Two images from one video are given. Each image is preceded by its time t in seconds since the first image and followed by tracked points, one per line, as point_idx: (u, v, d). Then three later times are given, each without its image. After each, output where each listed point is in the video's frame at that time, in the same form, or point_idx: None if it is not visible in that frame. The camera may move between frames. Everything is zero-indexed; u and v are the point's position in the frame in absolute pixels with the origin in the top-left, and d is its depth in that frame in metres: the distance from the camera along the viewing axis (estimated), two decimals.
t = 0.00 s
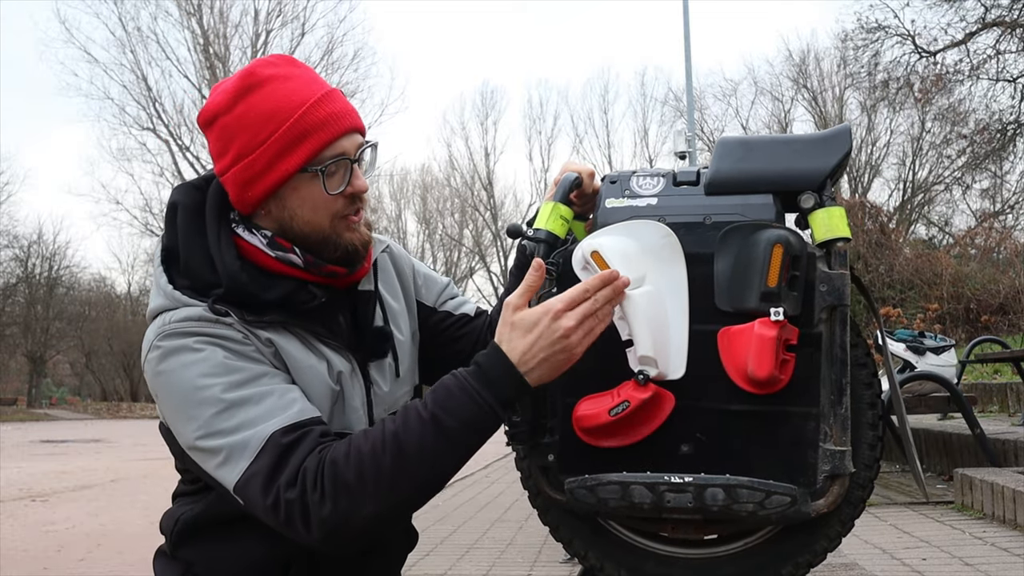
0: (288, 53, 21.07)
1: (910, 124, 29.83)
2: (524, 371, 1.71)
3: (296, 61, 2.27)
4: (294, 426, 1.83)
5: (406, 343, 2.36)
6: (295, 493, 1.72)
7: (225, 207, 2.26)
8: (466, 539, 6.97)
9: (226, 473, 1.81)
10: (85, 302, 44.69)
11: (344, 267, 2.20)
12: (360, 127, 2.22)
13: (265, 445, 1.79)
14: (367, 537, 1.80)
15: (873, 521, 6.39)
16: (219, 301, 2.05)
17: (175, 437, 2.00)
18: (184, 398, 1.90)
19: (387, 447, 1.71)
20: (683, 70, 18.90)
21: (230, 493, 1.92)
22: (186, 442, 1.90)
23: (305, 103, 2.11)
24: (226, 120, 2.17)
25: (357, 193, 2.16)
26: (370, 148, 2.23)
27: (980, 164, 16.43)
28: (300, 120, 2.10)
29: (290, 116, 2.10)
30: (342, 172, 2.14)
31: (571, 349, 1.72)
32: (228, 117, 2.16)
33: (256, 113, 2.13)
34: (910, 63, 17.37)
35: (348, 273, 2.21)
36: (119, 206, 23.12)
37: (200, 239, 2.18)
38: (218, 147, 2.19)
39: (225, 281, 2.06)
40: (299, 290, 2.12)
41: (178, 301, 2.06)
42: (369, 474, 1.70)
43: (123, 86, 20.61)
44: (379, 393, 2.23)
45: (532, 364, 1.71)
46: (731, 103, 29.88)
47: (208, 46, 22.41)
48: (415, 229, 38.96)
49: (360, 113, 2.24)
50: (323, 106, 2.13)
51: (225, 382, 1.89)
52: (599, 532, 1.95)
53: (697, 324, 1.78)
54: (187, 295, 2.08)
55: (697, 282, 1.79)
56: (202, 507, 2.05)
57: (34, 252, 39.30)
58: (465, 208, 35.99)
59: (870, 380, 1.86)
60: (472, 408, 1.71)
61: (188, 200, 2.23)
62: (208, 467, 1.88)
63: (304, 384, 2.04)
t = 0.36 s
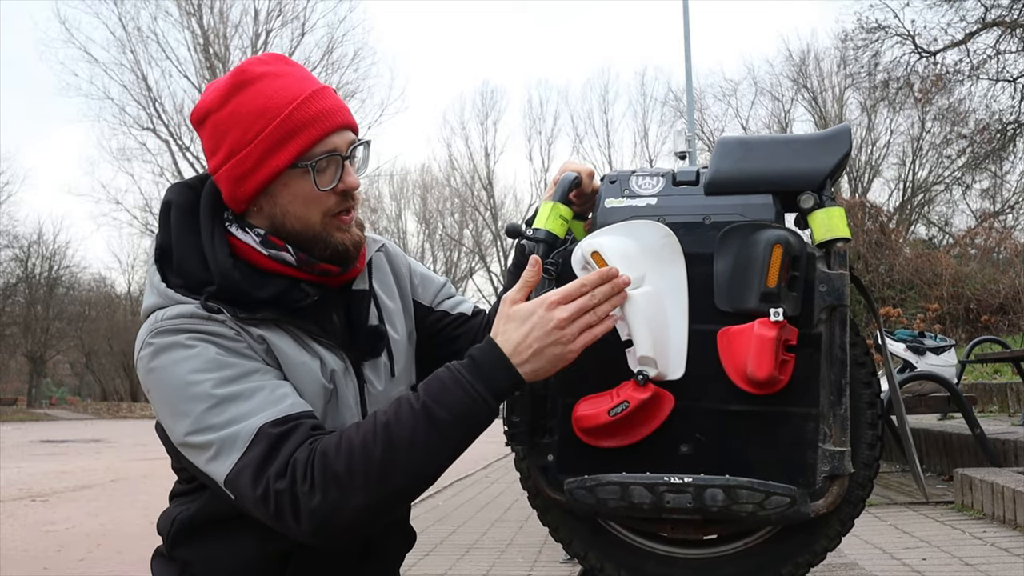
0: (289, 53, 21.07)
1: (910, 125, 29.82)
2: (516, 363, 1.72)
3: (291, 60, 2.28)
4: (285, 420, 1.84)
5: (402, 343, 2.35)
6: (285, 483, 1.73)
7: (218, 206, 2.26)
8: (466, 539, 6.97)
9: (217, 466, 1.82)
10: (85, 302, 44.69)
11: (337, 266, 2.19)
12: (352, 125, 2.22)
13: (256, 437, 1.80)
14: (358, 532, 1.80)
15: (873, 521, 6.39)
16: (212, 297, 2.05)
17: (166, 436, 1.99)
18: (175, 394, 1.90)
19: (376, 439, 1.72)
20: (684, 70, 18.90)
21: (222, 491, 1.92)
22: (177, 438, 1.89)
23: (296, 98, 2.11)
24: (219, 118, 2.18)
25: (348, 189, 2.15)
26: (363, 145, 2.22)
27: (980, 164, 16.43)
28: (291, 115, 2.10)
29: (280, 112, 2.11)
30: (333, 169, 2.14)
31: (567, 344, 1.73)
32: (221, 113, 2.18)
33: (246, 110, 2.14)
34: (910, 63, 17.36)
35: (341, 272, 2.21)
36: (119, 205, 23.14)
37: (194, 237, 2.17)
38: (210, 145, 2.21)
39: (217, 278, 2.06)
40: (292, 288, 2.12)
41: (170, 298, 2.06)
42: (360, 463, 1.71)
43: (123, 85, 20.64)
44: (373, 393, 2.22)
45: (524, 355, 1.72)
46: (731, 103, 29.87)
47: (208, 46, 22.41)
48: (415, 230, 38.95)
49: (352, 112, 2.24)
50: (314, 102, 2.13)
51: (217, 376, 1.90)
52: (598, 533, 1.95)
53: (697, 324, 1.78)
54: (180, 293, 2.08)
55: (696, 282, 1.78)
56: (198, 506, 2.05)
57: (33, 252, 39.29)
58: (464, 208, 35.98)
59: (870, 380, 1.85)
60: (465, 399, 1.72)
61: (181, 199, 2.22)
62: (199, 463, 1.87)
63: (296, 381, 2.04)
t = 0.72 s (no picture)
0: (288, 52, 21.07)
1: (910, 125, 29.81)
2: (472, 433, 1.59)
3: (295, 57, 2.29)
4: (254, 455, 1.76)
5: (401, 343, 2.36)
6: (238, 527, 1.66)
7: (221, 201, 2.26)
8: (466, 540, 6.96)
9: (185, 488, 1.77)
10: (85, 302, 44.66)
11: (333, 260, 2.19)
12: (353, 121, 2.23)
13: (221, 473, 1.72)
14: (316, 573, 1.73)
15: (873, 521, 6.38)
16: (206, 301, 2.02)
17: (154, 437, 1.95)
18: (156, 405, 1.85)
19: (334, 493, 1.63)
20: (684, 70, 18.88)
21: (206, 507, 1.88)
22: (154, 448, 1.84)
23: (297, 92, 2.11)
24: (221, 111, 2.19)
25: (346, 184, 2.14)
26: (363, 143, 2.22)
27: (980, 164, 16.42)
28: (290, 109, 2.10)
29: (280, 106, 2.11)
30: (332, 164, 2.13)
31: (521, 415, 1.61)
32: (224, 106, 2.18)
33: (248, 102, 2.14)
34: (910, 63, 17.34)
35: (338, 267, 2.21)
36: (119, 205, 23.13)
37: (194, 232, 2.17)
38: (212, 138, 2.21)
39: (214, 272, 2.04)
40: (288, 283, 2.10)
41: (167, 298, 2.03)
42: (311, 516, 1.62)
43: (123, 85, 20.62)
44: (369, 392, 2.22)
45: (481, 425, 1.58)
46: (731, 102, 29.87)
47: (208, 46, 22.41)
48: (414, 229, 38.93)
49: (352, 110, 2.24)
50: (314, 97, 2.13)
51: (198, 395, 1.83)
52: (599, 532, 1.94)
53: (697, 325, 1.77)
54: (177, 293, 2.05)
55: (697, 282, 1.78)
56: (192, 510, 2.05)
57: (33, 252, 39.25)
58: (464, 208, 35.96)
59: (871, 381, 1.84)
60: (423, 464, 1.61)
61: (185, 194, 2.24)
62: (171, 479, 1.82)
63: (288, 387, 2.01)
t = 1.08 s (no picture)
0: (288, 52, 21.08)
1: (910, 125, 29.83)
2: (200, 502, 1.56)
3: (343, 66, 2.36)
4: (108, 471, 1.84)
5: (401, 348, 2.36)
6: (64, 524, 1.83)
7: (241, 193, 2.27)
8: (466, 539, 6.96)
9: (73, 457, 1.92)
10: (85, 302, 44.64)
11: (322, 258, 2.17)
12: (369, 131, 2.25)
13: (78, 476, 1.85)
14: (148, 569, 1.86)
15: (873, 521, 6.38)
16: (184, 291, 2.05)
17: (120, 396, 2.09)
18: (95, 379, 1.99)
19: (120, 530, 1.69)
20: (684, 70, 18.88)
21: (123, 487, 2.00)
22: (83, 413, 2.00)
23: (305, 85, 2.19)
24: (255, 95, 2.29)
25: (336, 181, 2.13)
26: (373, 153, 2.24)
27: (980, 164, 16.43)
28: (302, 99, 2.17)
29: (286, 95, 2.19)
30: (325, 158, 2.16)
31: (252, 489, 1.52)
32: (256, 92, 2.30)
33: (270, 90, 2.23)
34: (910, 63, 17.34)
35: (325, 265, 2.19)
36: (119, 206, 23.17)
37: (202, 215, 2.21)
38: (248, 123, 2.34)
39: (201, 258, 2.09)
40: (274, 276, 2.12)
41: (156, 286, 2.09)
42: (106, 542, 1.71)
43: (123, 86, 20.93)
44: (348, 398, 2.21)
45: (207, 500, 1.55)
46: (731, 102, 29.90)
47: (208, 46, 22.42)
48: (414, 229, 38.92)
49: (371, 117, 2.26)
50: (320, 93, 2.19)
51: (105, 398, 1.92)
52: (600, 531, 1.94)
53: (700, 325, 1.77)
54: (165, 281, 2.10)
55: (699, 281, 1.78)
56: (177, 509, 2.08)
57: (33, 252, 39.16)
58: (464, 208, 35.96)
59: (873, 382, 1.84)
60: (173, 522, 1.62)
61: (208, 178, 2.29)
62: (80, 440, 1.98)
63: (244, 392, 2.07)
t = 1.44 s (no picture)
0: (288, 52, 21.09)
1: (910, 125, 29.83)
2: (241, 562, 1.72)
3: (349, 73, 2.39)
4: (105, 474, 1.90)
5: (397, 347, 2.36)
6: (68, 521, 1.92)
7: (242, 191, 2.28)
8: (466, 539, 6.97)
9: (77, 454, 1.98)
10: (85, 302, 44.64)
11: (324, 256, 2.18)
12: (377, 136, 2.28)
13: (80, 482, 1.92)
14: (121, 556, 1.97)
15: (873, 522, 6.38)
16: (184, 288, 2.07)
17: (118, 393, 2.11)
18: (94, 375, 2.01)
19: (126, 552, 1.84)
20: (684, 70, 18.89)
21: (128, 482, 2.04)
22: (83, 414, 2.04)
23: (317, 85, 2.21)
24: (262, 94, 2.30)
25: (345, 182, 2.16)
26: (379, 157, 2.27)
27: (979, 164, 16.44)
28: (311, 99, 2.19)
29: (298, 95, 2.20)
30: (335, 159, 2.18)
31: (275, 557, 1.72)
32: (261, 93, 2.30)
33: (279, 90, 2.25)
34: (910, 63, 17.34)
35: (327, 263, 2.19)
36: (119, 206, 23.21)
37: (202, 212, 2.22)
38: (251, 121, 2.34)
39: (200, 255, 2.10)
40: (273, 272, 2.11)
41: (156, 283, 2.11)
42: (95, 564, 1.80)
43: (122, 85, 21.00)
44: (345, 394, 2.20)
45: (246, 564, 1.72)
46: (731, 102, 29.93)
47: (208, 46, 22.43)
48: (414, 229, 38.94)
49: (378, 122, 2.29)
50: (332, 95, 2.21)
51: (108, 396, 1.95)
52: (600, 532, 1.94)
53: (700, 325, 1.77)
54: (165, 279, 2.11)
55: (699, 281, 1.78)
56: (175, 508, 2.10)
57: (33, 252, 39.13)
58: (465, 207, 35.97)
59: (873, 382, 1.84)
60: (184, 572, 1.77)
61: (209, 176, 2.29)
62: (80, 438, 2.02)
63: (244, 384, 2.06)
